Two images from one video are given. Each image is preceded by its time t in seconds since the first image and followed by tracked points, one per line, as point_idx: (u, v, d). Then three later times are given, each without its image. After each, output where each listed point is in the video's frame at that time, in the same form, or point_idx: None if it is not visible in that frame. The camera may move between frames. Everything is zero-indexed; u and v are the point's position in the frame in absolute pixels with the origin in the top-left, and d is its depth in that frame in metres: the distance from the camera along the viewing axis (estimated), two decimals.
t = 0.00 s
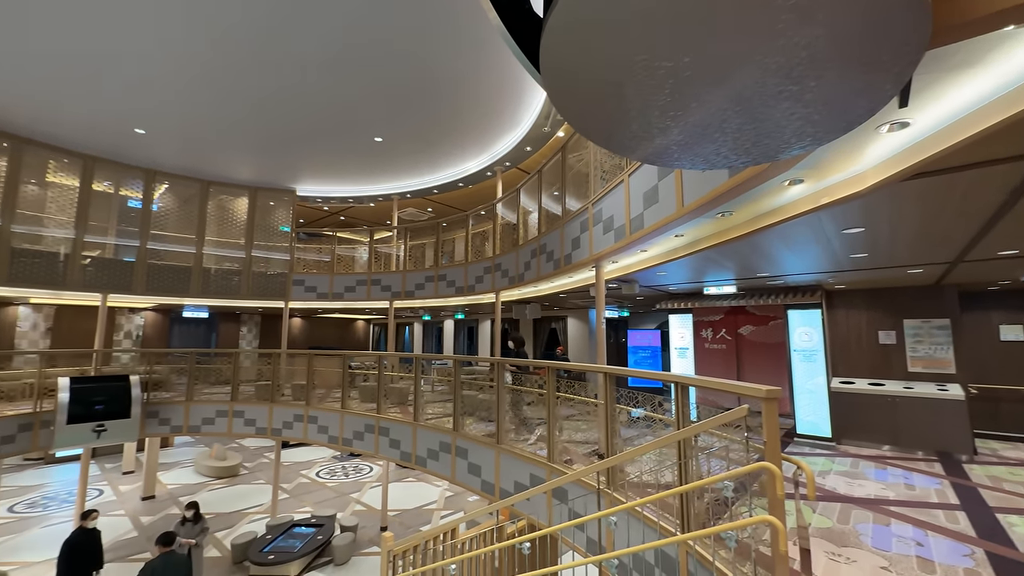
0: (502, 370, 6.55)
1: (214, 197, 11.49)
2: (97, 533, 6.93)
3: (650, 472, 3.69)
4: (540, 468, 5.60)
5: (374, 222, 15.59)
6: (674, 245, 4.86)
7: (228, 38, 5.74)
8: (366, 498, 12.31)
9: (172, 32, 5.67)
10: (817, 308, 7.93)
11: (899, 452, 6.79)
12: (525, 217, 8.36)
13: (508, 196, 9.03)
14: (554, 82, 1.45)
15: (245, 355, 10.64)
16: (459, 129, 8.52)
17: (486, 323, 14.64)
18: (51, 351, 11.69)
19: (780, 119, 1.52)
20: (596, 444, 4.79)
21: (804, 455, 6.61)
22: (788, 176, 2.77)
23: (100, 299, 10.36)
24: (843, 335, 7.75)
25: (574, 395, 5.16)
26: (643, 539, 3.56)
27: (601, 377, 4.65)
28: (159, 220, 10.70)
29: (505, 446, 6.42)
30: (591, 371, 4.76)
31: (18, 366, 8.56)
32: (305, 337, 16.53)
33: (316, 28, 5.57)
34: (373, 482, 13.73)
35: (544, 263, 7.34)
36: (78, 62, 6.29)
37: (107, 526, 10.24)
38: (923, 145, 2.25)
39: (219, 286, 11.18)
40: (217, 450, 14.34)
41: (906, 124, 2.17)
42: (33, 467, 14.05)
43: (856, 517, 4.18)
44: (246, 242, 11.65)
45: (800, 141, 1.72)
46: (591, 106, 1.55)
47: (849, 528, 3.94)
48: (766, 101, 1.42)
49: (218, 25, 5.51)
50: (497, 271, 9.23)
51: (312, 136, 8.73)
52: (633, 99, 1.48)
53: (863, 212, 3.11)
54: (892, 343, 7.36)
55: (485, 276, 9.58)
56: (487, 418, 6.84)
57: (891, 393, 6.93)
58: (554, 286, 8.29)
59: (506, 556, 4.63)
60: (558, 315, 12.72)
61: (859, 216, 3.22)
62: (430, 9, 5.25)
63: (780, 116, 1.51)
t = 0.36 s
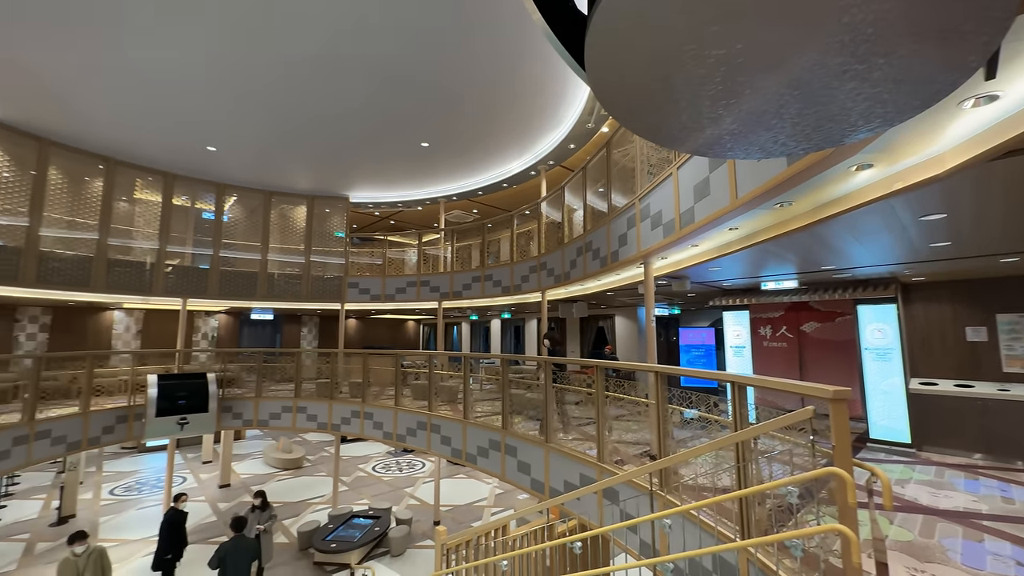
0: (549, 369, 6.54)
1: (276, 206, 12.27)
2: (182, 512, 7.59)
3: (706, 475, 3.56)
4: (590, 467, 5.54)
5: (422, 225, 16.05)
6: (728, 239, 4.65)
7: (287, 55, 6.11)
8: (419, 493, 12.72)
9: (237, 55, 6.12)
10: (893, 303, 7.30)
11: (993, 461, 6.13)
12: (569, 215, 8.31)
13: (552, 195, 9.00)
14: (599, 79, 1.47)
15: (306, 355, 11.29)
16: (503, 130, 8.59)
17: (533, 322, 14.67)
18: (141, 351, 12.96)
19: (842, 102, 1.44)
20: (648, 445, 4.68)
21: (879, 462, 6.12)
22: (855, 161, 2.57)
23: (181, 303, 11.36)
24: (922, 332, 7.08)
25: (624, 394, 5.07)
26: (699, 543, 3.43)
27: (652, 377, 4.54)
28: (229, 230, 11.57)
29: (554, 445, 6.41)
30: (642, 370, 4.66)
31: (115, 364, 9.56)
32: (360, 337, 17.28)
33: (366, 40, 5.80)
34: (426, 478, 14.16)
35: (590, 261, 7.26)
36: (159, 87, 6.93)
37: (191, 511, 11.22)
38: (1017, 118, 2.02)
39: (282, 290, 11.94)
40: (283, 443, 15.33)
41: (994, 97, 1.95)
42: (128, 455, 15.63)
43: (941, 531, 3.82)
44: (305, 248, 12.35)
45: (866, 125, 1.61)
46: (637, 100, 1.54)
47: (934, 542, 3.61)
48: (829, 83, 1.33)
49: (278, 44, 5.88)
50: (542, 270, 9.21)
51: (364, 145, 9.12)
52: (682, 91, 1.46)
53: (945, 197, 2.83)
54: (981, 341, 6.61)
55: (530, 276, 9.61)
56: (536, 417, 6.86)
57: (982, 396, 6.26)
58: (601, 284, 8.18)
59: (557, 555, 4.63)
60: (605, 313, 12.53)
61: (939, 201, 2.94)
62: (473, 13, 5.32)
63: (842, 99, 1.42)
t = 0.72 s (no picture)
0: (603, 368, 6.48)
1: (338, 215, 13.02)
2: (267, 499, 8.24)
3: (773, 479, 3.40)
4: (647, 469, 5.43)
5: (473, 227, 16.39)
6: (793, 231, 4.39)
7: (347, 71, 6.49)
8: (475, 490, 13.02)
9: (302, 74, 6.58)
10: (992, 297, 6.45)
11: None
12: (621, 212, 8.17)
13: (603, 192, 8.89)
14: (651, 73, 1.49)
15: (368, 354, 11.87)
16: (551, 130, 8.61)
17: (585, 321, 14.54)
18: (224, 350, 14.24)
19: (917, 84, 1.35)
20: (708, 447, 4.52)
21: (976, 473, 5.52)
22: (940, 143, 2.36)
23: (256, 307, 12.35)
24: None
25: (682, 395, 4.93)
26: (768, 551, 3.27)
27: (712, 376, 4.39)
28: (297, 238, 12.43)
29: (610, 445, 6.35)
30: (701, 369, 4.52)
31: (203, 363, 10.58)
32: (416, 337, 17.94)
33: (419, 51, 6.05)
34: (481, 475, 14.45)
35: (643, 258, 7.11)
36: (236, 109, 7.60)
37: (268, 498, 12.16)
38: None
39: (345, 293, 12.65)
40: (347, 437, 16.22)
41: None
42: (214, 445, 17.21)
43: None
44: (364, 252, 13.02)
45: (947, 106, 1.49)
46: (691, 93, 1.54)
47: None
48: (902, 65, 1.27)
49: (339, 61, 6.26)
50: (594, 269, 9.13)
51: (418, 151, 9.49)
52: (737, 83, 1.44)
53: None
54: None
55: (582, 275, 9.55)
56: (590, 417, 6.81)
57: None
58: (655, 281, 7.97)
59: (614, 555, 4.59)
60: (660, 312, 12.18)
61: None
62: (520, 16, 5.39)
63: (917, 81, 1.33)
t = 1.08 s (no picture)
0: (652, 368, 6.37)
1: (388, 220, 13.57)
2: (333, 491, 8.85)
3: (838, 486, 3.24)
4: (701, 471, 5.29)
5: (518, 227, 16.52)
6: (858, 224, 4.14)
7: (395, 81, 6.77)
8: (523, 488, 13.14)
9: (356, 87, 6.95)
10: None
11: None
12: (669, 208, 7.97)
13: (649, 189, 8.71)
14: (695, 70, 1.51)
15: (419, 353, 12.30)
16: (595, 129, 8.55)
17: (633, 321, 14.28)
18: (288, 349, 15.23)
19: (992, 70, 1.28)
20: (766, 450, 4.35)
21: None
22: None
23: (316, 308, 13.11)
24: None
25: (737, 396, 4.77)
26: (832, 559, 3.14)
27: (769, 377, 4.23)
28: (351, 243, 13.06)
29: (661, 446, 6.24)
30: (756, 370, 4.37)
31: (270, 362, 11.38)
32: (464, 337, 18.32)
33: (461, 56, 6.20)
34: (530, 474, 14.56)
35: (694, 255, 6.92)
36: (297, 124, 8.14)
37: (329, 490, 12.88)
38: None
39: (396, 294, 13.15)
40: (400, 433, 16.86)
41: None
42: (280, 439, 18.43)
43: None
44: (413, 255, 13.47)
45: None
46: (737, 90, 1.54)
47: None
48: (971, 52, 1.20)
49: (387, 72, 6.55)
50: (641, 267, 8.97)
51: (463, 155, 9.70)
52: (787, 78, 1.42)
53: None
54: None
55: (629, 273, 9.40)
56: (639, 418, 6.71)
57: None
58: (707, 279, 7.72)
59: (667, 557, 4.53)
60: (712, 310, 11.76)
61: None
62: (562, 18, 5.43)
63: (991, 67, 1.26)
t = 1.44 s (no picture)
0: (703, 365, 6.22)
1: (435, 221, 13.97)
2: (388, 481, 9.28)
3: (908, 490, 3.07)
4: (756, 472, 5.12)
5: (561, 224, 16.49)
6: (930, 212, 3.86)
7: (442, 88, 7.00)
8: (570, 485, 13.17)
9: (404, 95, 7.24)
10: None
11: None
12: (719, 200, 7.71)
13: (697, 181, 8.45)
14: (746, 58, 1.79)
15: (466, 350, 12.58)
16: (640, 123, 8.41)
17: (681, 317, 13.90)
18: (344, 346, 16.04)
19: None
20: (827, 452, 4.16)
21: None
22: None
23: (369, 307, 13.73)
24: None
25: (795, 395, 4.59)
26: (901, 567, 2.97)
27: (830, 376, 4.06)
28: (400, 244, 13.56)
29: (713, 445, 6.08)
30: (816, 368, 4.20)
31: (327, 358, 12.05)
32: (509, 335, 18.52)
33: (506, 59, 6.33)
34: (577, 470, 14.56)
35: (746, 248, 6.67)
36: (350, 133, 8.58)
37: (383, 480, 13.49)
38: None
39: (443, 293, 13.52)
40: (449, 428, 17.34)
41: None
42: (338, 431, 19.45)
43: None
44: (460, 254, 13.79)
45: None
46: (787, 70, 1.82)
47: None
48: None
49: (433, 78, 6.77)
50: (690, 262, 8.73)
51: (508, 156, 9.84)
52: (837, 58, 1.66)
53: None
54: None
55: (677, 268, 9.18)
56: (690, 417, 6.56)
57: None
58: (761, 273, 7.41)
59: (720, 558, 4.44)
60: (767, 305, 11.24)
61: None
62: (604, 14, 5.41)
63: None
